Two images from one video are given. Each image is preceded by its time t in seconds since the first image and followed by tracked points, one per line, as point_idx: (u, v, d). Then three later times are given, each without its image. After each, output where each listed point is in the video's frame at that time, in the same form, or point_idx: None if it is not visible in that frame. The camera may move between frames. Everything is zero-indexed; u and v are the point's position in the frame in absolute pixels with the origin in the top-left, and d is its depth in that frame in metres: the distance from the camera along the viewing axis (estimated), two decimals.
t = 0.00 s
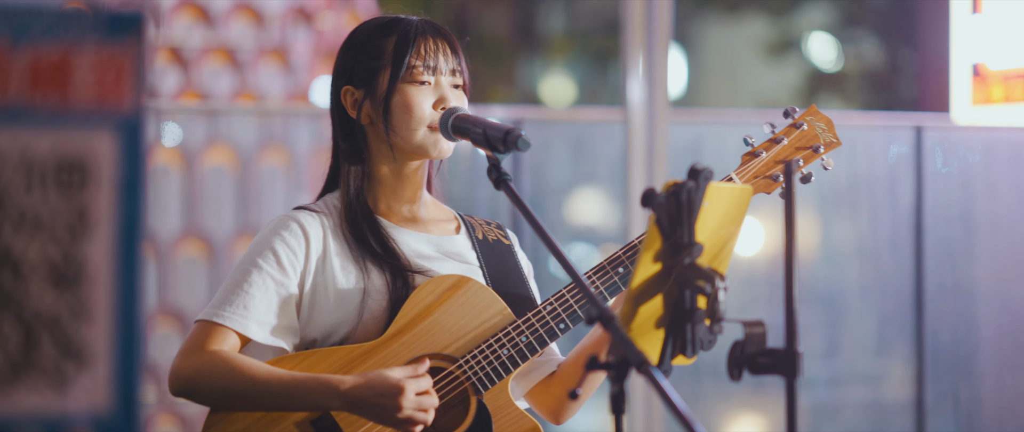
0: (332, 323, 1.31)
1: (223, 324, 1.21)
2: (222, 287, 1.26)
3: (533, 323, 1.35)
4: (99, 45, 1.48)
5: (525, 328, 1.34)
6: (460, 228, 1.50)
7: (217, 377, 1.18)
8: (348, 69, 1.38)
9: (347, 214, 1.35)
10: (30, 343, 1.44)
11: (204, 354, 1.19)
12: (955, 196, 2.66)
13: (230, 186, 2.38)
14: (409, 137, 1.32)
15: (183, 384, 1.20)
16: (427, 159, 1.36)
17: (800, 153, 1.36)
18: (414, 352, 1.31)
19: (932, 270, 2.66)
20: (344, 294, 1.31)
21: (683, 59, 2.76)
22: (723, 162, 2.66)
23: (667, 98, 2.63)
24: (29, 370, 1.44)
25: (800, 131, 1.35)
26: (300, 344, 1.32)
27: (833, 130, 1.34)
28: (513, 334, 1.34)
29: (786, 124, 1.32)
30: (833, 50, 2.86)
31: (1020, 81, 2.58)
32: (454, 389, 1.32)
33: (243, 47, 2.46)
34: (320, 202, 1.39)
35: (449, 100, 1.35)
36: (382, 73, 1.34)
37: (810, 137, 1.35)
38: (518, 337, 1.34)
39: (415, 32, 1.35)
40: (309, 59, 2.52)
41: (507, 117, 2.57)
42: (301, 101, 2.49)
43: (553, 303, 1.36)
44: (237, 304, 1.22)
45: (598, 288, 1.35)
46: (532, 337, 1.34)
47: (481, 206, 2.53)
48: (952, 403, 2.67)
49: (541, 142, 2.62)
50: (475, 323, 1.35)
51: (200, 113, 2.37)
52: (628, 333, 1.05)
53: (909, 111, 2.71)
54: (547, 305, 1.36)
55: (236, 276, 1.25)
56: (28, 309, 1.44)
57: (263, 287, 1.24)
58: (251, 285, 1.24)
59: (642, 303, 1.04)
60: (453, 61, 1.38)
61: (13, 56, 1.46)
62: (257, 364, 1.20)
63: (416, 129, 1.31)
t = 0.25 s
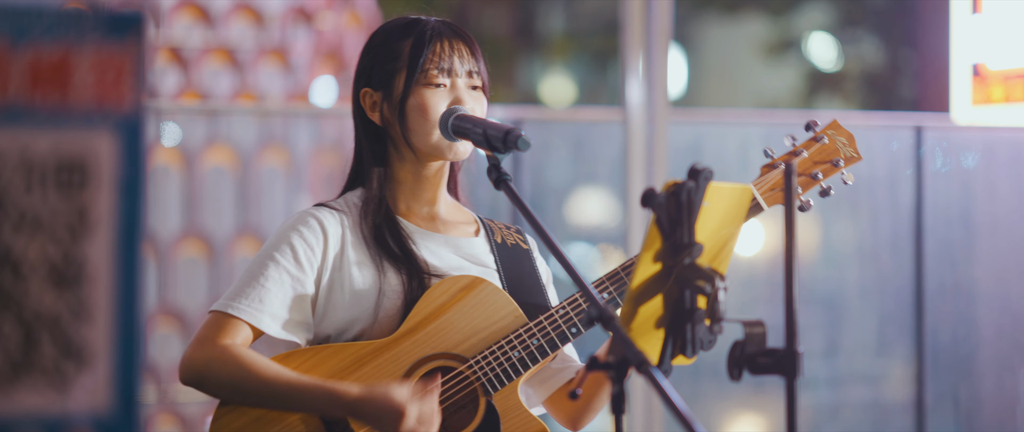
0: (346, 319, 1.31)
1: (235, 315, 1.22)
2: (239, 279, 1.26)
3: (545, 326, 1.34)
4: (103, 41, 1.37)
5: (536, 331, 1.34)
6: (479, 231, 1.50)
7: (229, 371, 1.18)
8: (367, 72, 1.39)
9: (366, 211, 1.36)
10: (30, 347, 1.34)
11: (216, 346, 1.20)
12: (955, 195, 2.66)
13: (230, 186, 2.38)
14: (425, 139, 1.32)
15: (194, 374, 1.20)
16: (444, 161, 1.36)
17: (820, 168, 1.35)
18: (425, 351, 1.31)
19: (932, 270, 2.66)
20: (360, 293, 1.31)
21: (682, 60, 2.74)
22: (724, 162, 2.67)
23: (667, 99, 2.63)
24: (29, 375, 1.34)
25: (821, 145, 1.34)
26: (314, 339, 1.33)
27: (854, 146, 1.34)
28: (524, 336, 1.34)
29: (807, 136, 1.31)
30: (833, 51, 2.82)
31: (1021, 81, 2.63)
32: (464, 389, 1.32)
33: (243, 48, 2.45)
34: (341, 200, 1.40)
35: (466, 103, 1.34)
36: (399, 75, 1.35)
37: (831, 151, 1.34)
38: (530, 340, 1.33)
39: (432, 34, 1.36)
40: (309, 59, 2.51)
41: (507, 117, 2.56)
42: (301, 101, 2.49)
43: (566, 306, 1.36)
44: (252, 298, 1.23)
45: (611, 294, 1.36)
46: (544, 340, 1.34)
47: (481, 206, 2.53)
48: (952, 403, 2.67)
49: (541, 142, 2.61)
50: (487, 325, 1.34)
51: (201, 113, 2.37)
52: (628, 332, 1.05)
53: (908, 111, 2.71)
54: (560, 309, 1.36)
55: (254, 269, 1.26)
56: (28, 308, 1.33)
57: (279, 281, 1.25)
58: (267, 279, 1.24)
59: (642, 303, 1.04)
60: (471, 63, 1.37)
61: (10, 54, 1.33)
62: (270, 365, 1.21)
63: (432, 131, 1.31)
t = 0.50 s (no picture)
0: (361, 317, 1.31)
1: (256, 306, 1.21)
2: (259, 267, 1.25)
3: (560, 332, 1.35)
4: (103, 40, 1.53)
5: (551, 336, 1.35)
6: (492, 236, 1.49)
7: (248, 372, 1.18)
8: (382, 75, 1.39)
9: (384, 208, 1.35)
10: (32, 342, 1.51)
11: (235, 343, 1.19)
12: (955, 195, 2.65)
13: (230, 187, 2.38)
14: (438, 146, 1.32)
15: (210, 367, 1.20)
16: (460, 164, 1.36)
17: (836, 187, 1.34)
18: (439, 353, 1.31)
19: (932, 270, 2.66)
20: (376, 292, 1.30)
21: (683, 60, 2.79)
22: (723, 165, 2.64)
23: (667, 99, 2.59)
24: (30, 370, 1.50)
25: (837, 165, 1.34)
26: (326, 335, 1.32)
27: (871, 167, 1.34)
28: (539, 341, 1.34)
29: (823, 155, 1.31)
30: (834, 49, 2.94)
31: (1021, 81, 2.50)
32: (476, 392, 1.32)
33: (244, 48, 2.45)
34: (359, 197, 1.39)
35: (480, 108, 1.33)
36: (412, 80, 1.34)
37: (846, 172, 1.34)
38: (544, 345, 1.34)
39: (444, 38, 1.35)
40: (309, 59, 2.52)
41: (507, 117, 2.56)
42: (301, 101, 2.49)
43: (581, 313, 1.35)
44: (273, 288, 1.22)
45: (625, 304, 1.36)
46: (558, 346, 1.35)
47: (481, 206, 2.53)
48: (952, 404, 2.66)
49: (540, 142, 2.61)
50: (502, 328, 1.34)
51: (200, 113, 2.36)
52: (628, 333, 1.06)
53: (909, 111, 2.70)
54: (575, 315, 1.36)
55: (274, 260, 1.25)
56: (34, 303, 1.51)
57: (300, 274, 1.23)
58: (288, 272, 1.23)
59: (642, 303, 1.04)
60: (484, 67, 1.36)
61: (14, 56, 1.51)
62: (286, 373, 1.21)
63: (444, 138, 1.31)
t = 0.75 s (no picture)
0: (373, 314, 1.31)
1: (270, 301, 1.20)
2: (271, 264, 1.24)
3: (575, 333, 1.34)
4: (100, 42, 1.49)
5: (565, 337, 1.34)
6: (495, 235, 1.49)
7: (266, 364, 1.16)
8: (387, 77, 1.39)
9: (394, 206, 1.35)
10: (30, 344, 1.46)
11: (252, 334, 1.17)
12: (955, 196, 2.64)
13: (230, 187, 2.38)
14: (447, 146, 1.32)
15: (228, 359, 1.18)
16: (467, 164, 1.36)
17: (843, 197, 1.36)
18: (455, 351, 1.31)
19: (932, 270, 2.66)
20: (388, 290, 1.30)
21: (682, 60, 2.78)
22: (723, 163, 2.63)
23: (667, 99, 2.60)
24: (30, 371, 1.46)
25: (843, 176, 1.35)
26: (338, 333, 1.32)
27: (875, 178, 1.35)
28: (553, 342, 1.33)
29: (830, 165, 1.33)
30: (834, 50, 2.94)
31: (1021, 81, 2.49)
32: (491, 391, 1.32)
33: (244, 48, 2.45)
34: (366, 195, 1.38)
35: (485, 107, 1.32)
36: (417, 82, 1.34)
37: (853, 182, 1.35)
38: (559, 345, 1.33)
39: (449, 39, 1.34)
40: (309, 59, 2.52)
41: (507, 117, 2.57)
42: (301, 101, 2.49)
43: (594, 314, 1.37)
44: (287, 284, 1.21)
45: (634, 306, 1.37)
46: (572, 347, 1.34)
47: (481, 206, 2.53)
48: (952, 404, 2.66)
49: (540, 142, 2.61)
50: (517, 328, 1.35)
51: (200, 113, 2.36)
52: (628, 332, 1.06)
53: (909, 111, 2.71)
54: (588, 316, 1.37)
55: (286, 256, 1.24)
56: (32, 305, 1.46)
57: (315, 270, 1.22)
58: (302, 267, 1.22)
59: (642, 303, 1.04)
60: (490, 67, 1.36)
61: (13, 56, 1.48)
62: (309, 362, 1.18)
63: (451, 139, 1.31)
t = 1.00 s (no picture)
0: (380, 314, 1.31)
1: (277, 300, 1.20)
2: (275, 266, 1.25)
3: (583, 333, 1.36)
4: (101, 40, 1.49)
5: (573, 336, 1.36)
6: (494, 236, 1.49)
7: (276, 354, 1.16)
8: (387, 78, 1.39)
9: (397, 206, 1.35)
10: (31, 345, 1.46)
11: (260, 328, 1.18)
12: (955, 196, 2.65)
13: (230, 187, 2.38)
14: (449, 147, 1.32)
15: (238, 357, 1.18)
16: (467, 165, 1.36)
17: (839, 200, 1.36)
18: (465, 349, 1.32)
19: (932, 270, 2.65)
20: (394, 288, 1.30)
21: (682, 59, 2.79)
22: (723, 162, 2.63)
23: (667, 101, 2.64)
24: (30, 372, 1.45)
25: (838, 179, 1.35)
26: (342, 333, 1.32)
27: (869, 181, 1.35)
28: (562, 341, 1.35)
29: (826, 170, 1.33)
30: (834, 50, 2.91)
31: (1021, 81, 2.48)
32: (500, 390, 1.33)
33: (244, 48, 2.45)
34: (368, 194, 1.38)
35: (485, 108, 1.32)
36: (417, 83, 1.34)
37: (849, 186, 1.35)
38: (567, 344, 1.35)
39: (449, 40, 1.34)
40: (309, 59, 2.52)
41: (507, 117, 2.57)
42: (301, 101, 2.49)
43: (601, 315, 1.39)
44: (295, 284, 1.21)
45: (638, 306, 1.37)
46: (580, 347, 1.36)
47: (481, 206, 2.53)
48: (952, 404, 2.67)
49: (540, 142, 2.61)
50: (526, 328, 1.37)
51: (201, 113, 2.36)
52: (628, 333, 1.06)
53: (908, 112, 2.72)
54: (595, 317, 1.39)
55: (293, 256, 1.24)
56: (32, 304, 1.45)
57: (321, 269, 1.23)
58: (308, 267, 1.23)
59: (642, 302, 1.05)
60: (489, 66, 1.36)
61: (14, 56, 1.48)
62: (321, 344, 1.18)
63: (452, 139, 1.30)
